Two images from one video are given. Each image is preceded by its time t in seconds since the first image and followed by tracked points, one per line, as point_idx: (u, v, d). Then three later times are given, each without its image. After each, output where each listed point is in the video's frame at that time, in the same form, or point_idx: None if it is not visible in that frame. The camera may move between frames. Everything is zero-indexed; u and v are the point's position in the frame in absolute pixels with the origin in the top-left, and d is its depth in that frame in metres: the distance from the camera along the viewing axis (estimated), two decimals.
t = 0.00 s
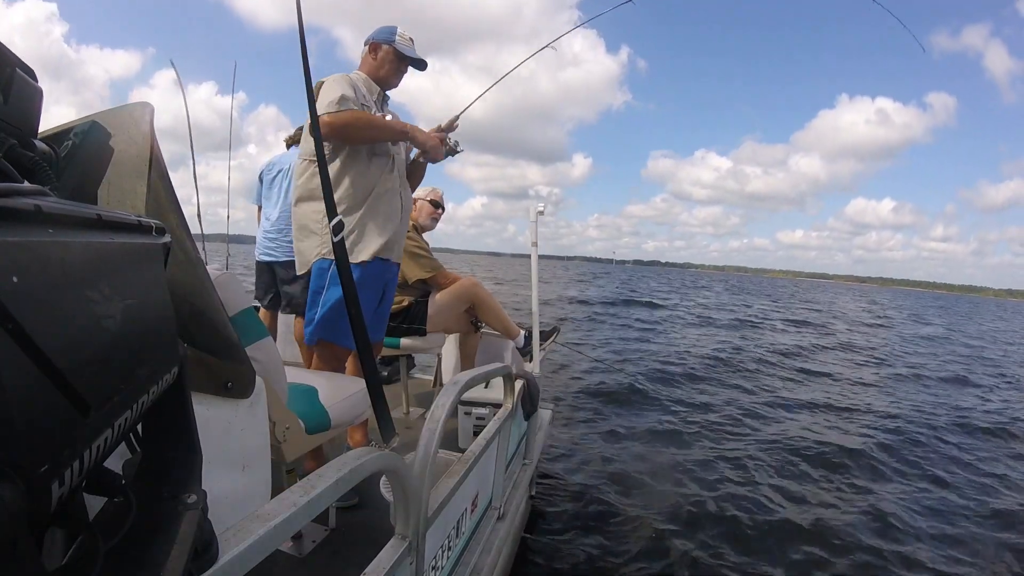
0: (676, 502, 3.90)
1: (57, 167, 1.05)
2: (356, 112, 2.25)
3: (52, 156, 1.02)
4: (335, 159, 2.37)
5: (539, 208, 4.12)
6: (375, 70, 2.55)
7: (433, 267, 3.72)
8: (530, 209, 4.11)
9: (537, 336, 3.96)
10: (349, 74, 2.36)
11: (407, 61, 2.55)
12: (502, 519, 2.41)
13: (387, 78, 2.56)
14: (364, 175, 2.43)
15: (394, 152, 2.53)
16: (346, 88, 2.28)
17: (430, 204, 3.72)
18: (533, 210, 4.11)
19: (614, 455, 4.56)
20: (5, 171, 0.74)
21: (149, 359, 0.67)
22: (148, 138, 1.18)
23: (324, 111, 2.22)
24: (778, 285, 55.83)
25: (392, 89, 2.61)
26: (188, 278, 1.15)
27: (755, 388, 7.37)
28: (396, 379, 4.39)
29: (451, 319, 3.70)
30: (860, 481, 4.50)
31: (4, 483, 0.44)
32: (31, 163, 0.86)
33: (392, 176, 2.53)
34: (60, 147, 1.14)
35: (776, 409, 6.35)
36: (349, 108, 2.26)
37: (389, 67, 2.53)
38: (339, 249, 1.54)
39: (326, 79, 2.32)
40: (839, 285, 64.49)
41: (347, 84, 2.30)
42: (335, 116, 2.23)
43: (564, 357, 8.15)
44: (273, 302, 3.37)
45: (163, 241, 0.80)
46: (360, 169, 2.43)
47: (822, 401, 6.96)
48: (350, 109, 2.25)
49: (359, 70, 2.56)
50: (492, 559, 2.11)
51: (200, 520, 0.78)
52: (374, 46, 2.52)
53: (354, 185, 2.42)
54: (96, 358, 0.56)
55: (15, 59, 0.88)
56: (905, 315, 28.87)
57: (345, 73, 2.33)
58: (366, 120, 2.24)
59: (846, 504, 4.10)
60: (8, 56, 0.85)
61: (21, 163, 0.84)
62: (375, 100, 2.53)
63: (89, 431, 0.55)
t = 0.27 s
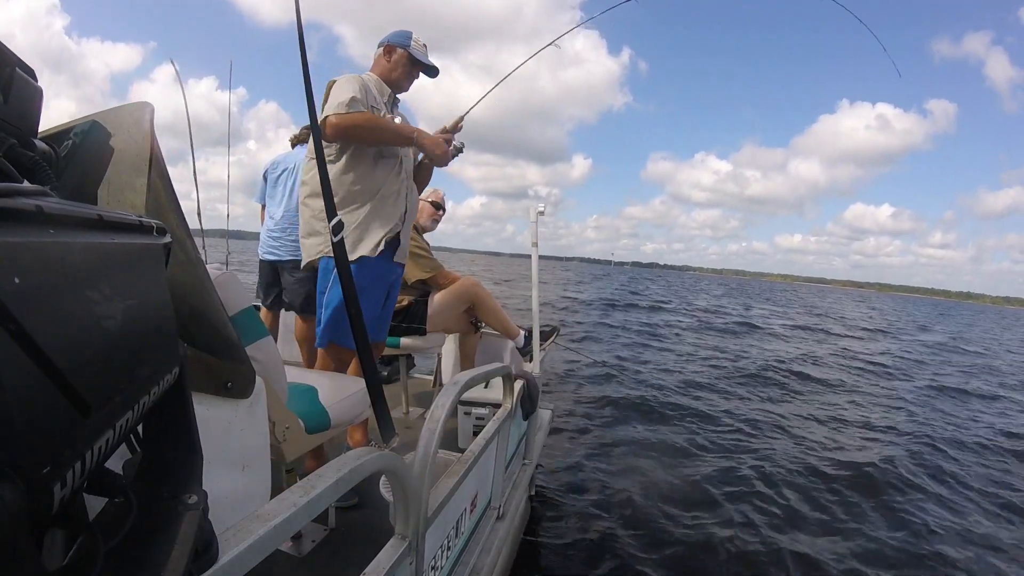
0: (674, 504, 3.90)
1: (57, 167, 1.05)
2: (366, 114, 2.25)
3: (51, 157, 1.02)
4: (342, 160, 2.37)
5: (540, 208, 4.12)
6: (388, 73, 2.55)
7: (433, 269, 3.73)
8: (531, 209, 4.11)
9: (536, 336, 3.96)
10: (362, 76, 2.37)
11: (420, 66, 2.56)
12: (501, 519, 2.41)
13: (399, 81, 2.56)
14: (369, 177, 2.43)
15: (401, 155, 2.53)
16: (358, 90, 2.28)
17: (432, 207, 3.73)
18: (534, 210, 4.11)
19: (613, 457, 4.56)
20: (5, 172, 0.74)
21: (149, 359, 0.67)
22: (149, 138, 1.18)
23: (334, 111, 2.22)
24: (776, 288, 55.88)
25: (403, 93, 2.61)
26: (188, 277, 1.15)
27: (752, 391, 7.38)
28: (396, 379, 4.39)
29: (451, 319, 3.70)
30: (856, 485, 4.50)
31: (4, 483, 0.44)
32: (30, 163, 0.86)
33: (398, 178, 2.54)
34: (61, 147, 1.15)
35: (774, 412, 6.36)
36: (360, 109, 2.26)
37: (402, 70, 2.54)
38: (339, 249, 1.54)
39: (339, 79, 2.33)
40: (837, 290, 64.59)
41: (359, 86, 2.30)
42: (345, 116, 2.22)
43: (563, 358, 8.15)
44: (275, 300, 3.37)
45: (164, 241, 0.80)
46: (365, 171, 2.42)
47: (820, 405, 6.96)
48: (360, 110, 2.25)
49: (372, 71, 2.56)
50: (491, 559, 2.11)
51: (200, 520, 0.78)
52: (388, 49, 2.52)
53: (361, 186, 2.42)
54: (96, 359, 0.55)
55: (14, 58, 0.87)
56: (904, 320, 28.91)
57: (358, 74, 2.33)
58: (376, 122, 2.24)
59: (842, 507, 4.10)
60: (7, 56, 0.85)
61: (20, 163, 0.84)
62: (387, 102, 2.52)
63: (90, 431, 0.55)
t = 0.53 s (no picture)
0: (675, 504, 3.90)
1: (56, 166, 1.07)
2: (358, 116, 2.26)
3: (51, 157, 1.01)
4: (336, 160, 2.37)
5: (539, 208, 4.12)
6: (387, 75, 2.55)
7: (430, 267, 3.68)
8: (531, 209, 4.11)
9: (536, 337, 3.95)
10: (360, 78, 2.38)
11: (418, 70, 2.57)
12: (502, 520, 2.41)
13: (397, 84, 2.57)
14: (364, 178, 2.43)
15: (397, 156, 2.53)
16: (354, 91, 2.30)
17: (431, 208, 3.72)
18: (534, 210, 4.11)
19: (613, 458, 4.56)
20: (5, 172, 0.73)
21: (149, 359, 0.67)
22: (148, 138, 1.17)
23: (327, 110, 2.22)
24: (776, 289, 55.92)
25: (400, 96, 2.62)
26: (188, 277, 1.15)
27: (752, 391, 7.38)
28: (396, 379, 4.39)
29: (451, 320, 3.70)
30: (857, 485, 4.50)
31: (4, 483, 0.44)
32: (29, 163, 0.86)
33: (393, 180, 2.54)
34: (61, 147, 1.16)
35: (774, 412, 6.36)
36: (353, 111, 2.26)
37: (400, 73, 2.55)
38: (339, 249, 1.54)
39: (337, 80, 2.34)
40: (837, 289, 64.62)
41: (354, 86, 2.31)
42: (339, 117, 2.22)
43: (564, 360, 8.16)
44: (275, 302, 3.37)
45: (164, 242, 0.80)
46: (360, 171, 2.42)
47: (821, 405, 6.96)
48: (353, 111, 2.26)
49: (370, 73, 2.56)
50: (491, 559, 2.11)
51: (200, 520, 0.78)
52: (387, 52, 2.53)
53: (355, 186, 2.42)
54: (96, 359, 0.55)
55: (14, 59, 0.88)
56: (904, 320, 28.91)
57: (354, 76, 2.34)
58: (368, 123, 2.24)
59: (843, 506, 4.11)
60: (7, 56, 0.85)
61: (20, 162, 0.84)
62: (383, 103, 2.51)
63: (90, 431, 0.55)
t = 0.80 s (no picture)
0: (677, 501, 3.89)
1: (56, 167, 1.05)
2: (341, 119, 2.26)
3: (52, 157, 1.02)
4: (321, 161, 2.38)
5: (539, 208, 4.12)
6: (371, 75, 2.55)
7: (431, 269, 3.64)
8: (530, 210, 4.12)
9: (537, 337, 3.95)
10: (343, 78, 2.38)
11: (403, 69, 2.56)
12: (503, 519, 2.41)
13: (381, 83, 2.57)
14: (349, 179, 2.44)
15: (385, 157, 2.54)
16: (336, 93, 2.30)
17: (432, 209, 3.72)
18: (533, 210, 4.11)
19: (616, 455, 4.56)
20: (4, 171, 0.73)
21: (149, 360, 0.67)
22: (148, 138, 1.18)
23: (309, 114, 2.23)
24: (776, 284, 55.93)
25: (385, 95, 2.62)
26: (188, 277, 1.15)
27: (754, 388, 7.37)
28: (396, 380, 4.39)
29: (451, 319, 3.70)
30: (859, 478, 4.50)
31: (3, 482, 0.44)
32: (30, 164, 0.85)
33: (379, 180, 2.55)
34: (60, 147, 1.15)
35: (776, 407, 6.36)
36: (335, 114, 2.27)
37: (384, 73, 2.55)
38: (340, 249, 1.54)
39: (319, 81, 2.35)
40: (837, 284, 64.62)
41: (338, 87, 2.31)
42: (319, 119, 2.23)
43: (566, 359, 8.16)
44: (274, 304, 3.37)
45: (163, 242, 0.80)
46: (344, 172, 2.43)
47: (823, 400, 6.96)
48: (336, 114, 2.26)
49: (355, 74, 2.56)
50: (493, 559, 2.10)
51: (200, 520, 0.78)
52: (371, 52, 2.53)
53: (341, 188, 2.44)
54: (96, 359, 0.55)
55: (14, 59, 0.89)
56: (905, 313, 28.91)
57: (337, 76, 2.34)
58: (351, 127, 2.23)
59: (846, 500, 4.11)
60: (7, 56, 0.86)
61: (20, 162, 0.84)
62: (367, 103, 2.52)
63: (90, 431, 0.55)
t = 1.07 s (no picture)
0: (678, 498, 3.90)
1: (56, 167, 1.06)
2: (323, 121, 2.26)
3: (51, 156, 1.02)
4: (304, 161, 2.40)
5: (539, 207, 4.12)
6: (344, 65, 2.54)
7: (432, 271, 3.58)
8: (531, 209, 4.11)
9: (537, 336, 3.96)
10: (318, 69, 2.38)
11: (376, 56, 2.55)
12: (503, 519, 2.41)
13: (356, 73, 2.55)
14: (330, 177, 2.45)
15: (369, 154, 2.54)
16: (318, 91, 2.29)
17: (432, 206, 3.70)
18: (534, 209, 4.11)
19: (615, 453, 4.57)
20: (5, 171, 0.73)
21: (149, 360, 0.67)
22: (148, 138, 1.17)
23: (289, 114, 2.22)
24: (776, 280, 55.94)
25: (362, 84, 2.61)
26: (189, 277, 1.15)
27: (755, 383, 7.38)
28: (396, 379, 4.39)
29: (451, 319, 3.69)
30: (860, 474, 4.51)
31: (4, 483, 0.44)
32: (30, 163, 0.85)
33: (364, 178, 2.56)
34: (60, 147, 1.17)
35: (777, 403, 6.37)
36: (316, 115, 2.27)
37: (360, 63, 2.54)
38: (340, 249, 1.53)
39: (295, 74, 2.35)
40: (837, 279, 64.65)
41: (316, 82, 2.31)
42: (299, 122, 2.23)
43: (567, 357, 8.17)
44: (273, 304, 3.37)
45: (164, 242, 0.80)
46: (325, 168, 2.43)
47: (823, 395, 6.95)
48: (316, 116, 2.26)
49: (328, 64, 2.55)
50: (493, 558, 2.11)
51: (200, 520, 0.78)
52: (342, 40, 2.51)
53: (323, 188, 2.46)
54: (96, 359, 0.55)
55: (14, 59, 0.88)
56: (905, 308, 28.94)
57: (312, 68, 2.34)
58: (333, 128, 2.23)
59: (846, 495, 4.12)
60: (7, 56, 0.86)
61: (20, 163, 0.83)
62: (342, 95, 2.51)
63: (90, 431, 0.55)
